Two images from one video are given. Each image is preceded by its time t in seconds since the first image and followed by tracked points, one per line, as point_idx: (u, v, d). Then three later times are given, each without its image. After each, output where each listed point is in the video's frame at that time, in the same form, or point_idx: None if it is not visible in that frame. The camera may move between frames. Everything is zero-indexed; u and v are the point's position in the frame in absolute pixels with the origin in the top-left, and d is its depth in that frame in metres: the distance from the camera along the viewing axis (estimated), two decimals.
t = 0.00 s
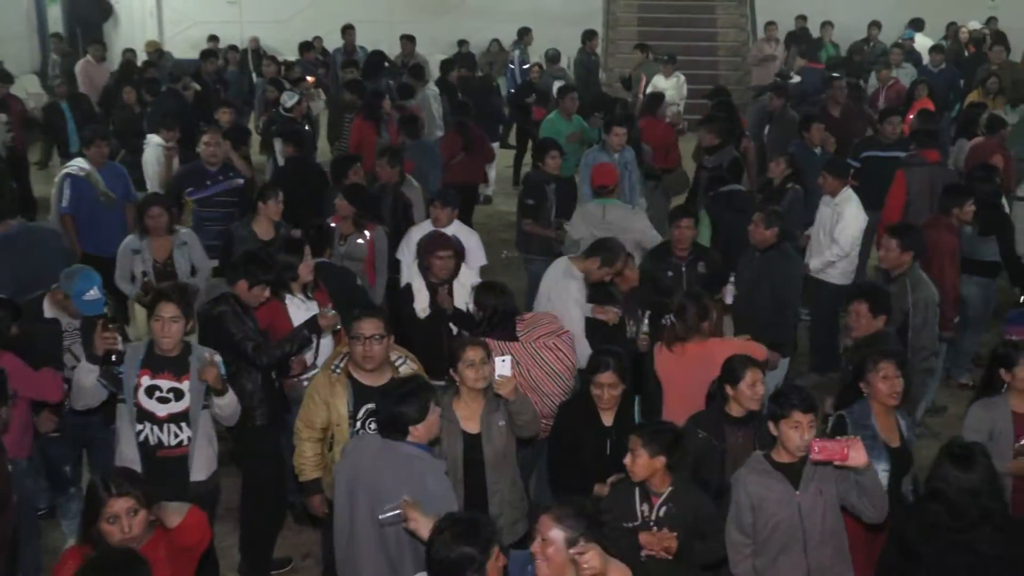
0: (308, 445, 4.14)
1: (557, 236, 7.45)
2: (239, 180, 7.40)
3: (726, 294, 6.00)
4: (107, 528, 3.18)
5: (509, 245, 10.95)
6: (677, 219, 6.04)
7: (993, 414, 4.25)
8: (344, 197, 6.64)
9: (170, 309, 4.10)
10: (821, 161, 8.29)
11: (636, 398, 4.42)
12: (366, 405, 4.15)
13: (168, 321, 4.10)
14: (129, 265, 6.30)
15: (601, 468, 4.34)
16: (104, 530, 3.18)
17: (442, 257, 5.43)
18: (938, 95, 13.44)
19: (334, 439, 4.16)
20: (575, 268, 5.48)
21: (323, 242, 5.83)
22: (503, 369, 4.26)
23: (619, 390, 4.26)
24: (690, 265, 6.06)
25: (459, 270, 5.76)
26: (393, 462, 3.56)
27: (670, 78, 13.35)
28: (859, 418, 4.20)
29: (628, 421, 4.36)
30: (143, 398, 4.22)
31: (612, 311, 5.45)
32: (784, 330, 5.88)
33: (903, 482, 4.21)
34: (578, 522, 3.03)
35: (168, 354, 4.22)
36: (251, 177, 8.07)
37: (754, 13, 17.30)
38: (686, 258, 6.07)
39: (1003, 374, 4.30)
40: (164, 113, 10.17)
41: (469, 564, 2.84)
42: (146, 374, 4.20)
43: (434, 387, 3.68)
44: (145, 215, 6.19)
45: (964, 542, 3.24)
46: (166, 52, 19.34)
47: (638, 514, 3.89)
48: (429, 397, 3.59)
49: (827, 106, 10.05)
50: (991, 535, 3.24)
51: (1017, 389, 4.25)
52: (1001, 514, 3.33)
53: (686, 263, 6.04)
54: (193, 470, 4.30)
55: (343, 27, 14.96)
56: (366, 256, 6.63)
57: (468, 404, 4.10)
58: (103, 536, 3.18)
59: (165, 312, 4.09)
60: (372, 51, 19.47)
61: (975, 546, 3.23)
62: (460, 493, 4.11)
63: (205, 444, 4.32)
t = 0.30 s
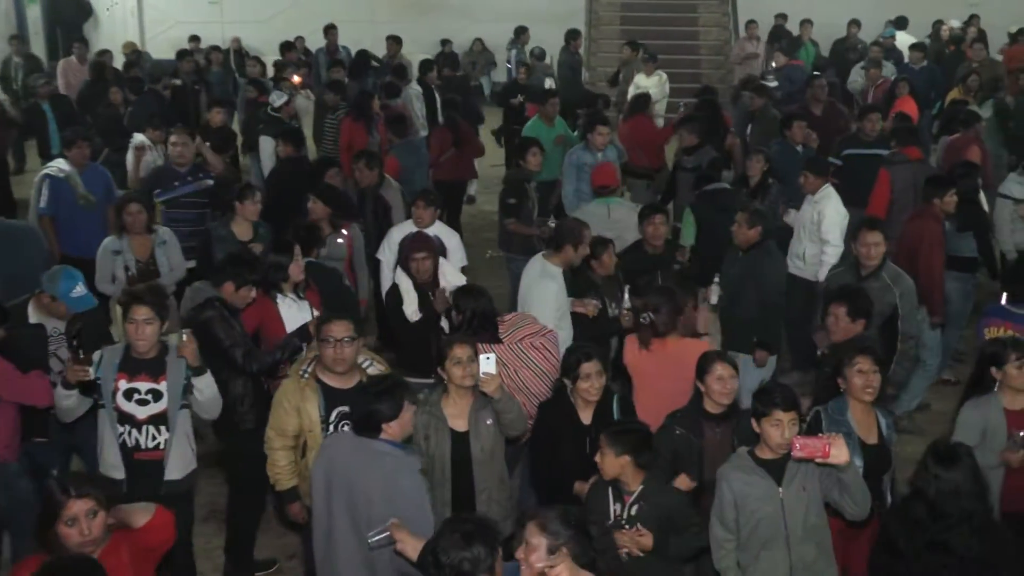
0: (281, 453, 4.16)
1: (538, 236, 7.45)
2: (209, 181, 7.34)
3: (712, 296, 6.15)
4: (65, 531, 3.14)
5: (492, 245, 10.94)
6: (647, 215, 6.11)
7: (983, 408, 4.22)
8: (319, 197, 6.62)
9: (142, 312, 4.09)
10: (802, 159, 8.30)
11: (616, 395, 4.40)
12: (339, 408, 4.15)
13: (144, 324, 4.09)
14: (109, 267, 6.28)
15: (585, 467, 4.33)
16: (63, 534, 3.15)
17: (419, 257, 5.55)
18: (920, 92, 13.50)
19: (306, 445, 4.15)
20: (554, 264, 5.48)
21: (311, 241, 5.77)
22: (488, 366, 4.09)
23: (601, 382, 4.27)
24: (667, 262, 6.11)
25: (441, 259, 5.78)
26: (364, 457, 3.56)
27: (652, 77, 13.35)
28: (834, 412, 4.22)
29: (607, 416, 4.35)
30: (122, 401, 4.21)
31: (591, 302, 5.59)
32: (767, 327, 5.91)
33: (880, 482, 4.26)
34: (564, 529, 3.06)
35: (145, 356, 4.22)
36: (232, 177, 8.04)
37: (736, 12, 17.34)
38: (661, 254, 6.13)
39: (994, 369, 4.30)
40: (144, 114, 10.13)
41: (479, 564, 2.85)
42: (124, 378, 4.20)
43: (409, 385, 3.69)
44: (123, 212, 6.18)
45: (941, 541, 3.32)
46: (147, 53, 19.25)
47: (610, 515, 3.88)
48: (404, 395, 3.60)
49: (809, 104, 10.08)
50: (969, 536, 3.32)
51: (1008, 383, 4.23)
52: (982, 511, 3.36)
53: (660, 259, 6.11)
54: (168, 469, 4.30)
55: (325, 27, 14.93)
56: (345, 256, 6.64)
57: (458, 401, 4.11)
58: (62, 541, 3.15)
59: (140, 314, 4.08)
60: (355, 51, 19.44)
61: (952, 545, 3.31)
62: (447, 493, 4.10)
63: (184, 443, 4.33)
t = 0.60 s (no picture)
0: (252, 471, 4.11)
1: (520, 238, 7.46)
2: (166, 185, 7.38)
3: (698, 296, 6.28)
4: (32, 544, 3.12)
5: (477, 247, 10.93)
6: (630, 216, 6.11)
7: (987, 410, 4.24)
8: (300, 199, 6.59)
9: (110, 319, 4.08)
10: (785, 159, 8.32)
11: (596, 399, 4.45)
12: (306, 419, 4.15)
13: (114, 330, 4.09)
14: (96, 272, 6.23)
15: (572, 467, 4.32)
16: (30, 548, 3.12)
17: (417, 257, 5.44)
18: (904, 93, 13.55)
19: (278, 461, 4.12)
20: (539, 266, 5.50)
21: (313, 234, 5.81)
22: (472, 372, 3.98)
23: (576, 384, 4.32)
24: (652, 264, 6.13)
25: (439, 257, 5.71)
26: (318, 453, 3.55)
27: (635, 77, 13.37)
28: (818, 417, 4.24)
29: (587, 419, 4.39)
30: (100, 405, 4.19)
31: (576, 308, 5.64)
32: (750, 327, 5.93)
33: (864, 483, 4.26)
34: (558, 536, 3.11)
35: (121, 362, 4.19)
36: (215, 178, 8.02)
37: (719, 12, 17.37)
38: (644, 255, 6.14)
39: (998, 371, 4.33)
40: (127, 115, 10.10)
41: (471, 567, 2.88)
42: (101, 382, 4.17)
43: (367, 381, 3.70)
44: (107, 213, 6.21)
45: (940, 553, 3.32)
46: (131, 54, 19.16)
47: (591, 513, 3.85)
48: (362, 389, 3.61)
49: (794, 103, 10.11)
50: (968, 548, 3.31)
51: (1010, 386, 4.26)
52: (984, 523, 3.35)
53: (642, 258, 6.13)
54: (152, 476, 4.22)
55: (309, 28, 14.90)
56: (330, 257, 6.62)
57: (450, 401, 4.11)
58: (29, 554, 3.12)
59: (108, 322, 4.08)
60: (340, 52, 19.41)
61: (950, 557, 3.30)
62: (436, 495, 4.09)
63: (165, 447, 4.25)
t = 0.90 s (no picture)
0: (223, 477, 4.12)
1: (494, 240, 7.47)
2: (114, 189, 7.28)
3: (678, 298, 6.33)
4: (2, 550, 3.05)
5: (453, 249, 10.93)
6: (615, 216, 6.10)
7: (967, 402, 4.36)
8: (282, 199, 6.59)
9: (81, 322, 4.04)
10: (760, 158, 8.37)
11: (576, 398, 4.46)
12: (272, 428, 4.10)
13: (83, 335, 4.05)
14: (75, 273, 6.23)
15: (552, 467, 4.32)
16: None
17: (412, 257, 5.49)
18: (876, 93, 13.64)
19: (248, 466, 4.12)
20: (519, 263, 5.46)
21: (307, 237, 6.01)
22: (448, 377, 3.99)
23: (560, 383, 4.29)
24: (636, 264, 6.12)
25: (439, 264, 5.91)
26: (281, 449, 3.56)
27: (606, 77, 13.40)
28: (797, 416, 4.28)
29: (568, 420, 4.40)
30: (75, 410, 4.18)
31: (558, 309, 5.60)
32: (726, 327, 5.96)
33: (842, 482, 4.27)
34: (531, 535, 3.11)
35: (95, 366, 4.16)
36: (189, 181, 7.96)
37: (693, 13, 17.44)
38: (630, 255, 6.13)
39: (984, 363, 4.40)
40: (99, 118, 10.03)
41: (439, 561, 3.00)
42: (76, 387, 4.16)
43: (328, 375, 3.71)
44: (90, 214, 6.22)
45: (939, 562, 3.08)
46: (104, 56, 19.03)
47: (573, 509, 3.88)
48: (322, 383, 3.60)
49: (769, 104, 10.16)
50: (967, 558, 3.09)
51: (996, 380, 4.34)
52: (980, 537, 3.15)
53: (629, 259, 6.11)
54: (112, 486, 4.20)
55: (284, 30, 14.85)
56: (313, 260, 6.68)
57: (425, 403, 4.11)
58: None
59: (78, 325, 4.03)
60: (315, 54, 19.35)
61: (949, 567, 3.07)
62: (412, 498, 4.09)
63: (133, 455, 4.21)
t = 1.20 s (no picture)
0: (194, 480, 4.07)
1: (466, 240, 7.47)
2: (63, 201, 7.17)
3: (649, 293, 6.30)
4: None
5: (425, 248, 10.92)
6: (601, 214, 6.06)
7: (929, 397, 4.45)
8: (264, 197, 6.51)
9: (63, 338, 4.02)
10: (730, 155, 8.44)
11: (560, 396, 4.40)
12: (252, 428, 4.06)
13: (65, 350, 4.04)
14: (47, 268, 6.29)
15: (527, 467, 4.29)
16: None
17: (396, 256, 5.53)
18: (844, 91, 13.76)
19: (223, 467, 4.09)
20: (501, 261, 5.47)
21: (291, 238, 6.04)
22: (423, 379, 4.03)
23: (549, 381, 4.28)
24: (616, 263, 6.11)
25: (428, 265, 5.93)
26: (254, 450, 3.54)
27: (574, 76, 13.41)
28: (768, 414, 4.32)
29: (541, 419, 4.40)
30: (53, 423, 4.10)
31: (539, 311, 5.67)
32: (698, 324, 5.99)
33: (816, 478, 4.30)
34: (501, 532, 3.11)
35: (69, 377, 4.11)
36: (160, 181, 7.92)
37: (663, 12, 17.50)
38: (613, 254, 6.12)
39: (952, 359, 4.45)
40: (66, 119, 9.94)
41: (402, 553, 3.06)
42: (52, 400, 4.09)
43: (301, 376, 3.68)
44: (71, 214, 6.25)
45: (927, 562, 2.82)
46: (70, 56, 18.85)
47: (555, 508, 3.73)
48: (292, 383, 3.58)
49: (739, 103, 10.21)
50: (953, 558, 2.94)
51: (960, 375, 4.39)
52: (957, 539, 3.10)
53: (613, 260, 6.09)
54: (114, 490, 4.21)
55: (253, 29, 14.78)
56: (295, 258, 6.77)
57: (394, 404, 4.09)
58: None
59: (60, 341, 4.02)
60: (285, 53, 19.27)
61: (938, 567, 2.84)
62: (382, 498, 4.08)
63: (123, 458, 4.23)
